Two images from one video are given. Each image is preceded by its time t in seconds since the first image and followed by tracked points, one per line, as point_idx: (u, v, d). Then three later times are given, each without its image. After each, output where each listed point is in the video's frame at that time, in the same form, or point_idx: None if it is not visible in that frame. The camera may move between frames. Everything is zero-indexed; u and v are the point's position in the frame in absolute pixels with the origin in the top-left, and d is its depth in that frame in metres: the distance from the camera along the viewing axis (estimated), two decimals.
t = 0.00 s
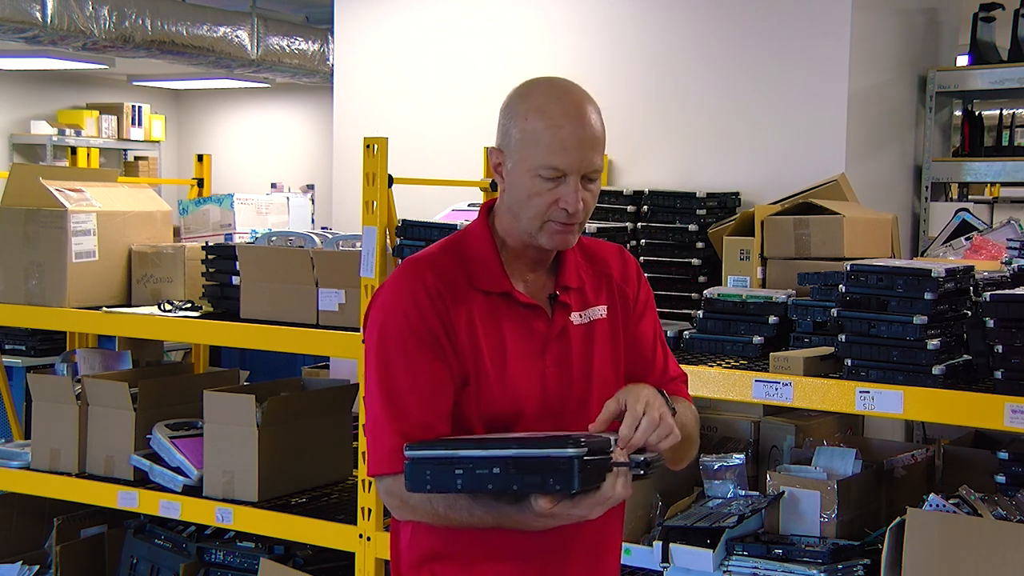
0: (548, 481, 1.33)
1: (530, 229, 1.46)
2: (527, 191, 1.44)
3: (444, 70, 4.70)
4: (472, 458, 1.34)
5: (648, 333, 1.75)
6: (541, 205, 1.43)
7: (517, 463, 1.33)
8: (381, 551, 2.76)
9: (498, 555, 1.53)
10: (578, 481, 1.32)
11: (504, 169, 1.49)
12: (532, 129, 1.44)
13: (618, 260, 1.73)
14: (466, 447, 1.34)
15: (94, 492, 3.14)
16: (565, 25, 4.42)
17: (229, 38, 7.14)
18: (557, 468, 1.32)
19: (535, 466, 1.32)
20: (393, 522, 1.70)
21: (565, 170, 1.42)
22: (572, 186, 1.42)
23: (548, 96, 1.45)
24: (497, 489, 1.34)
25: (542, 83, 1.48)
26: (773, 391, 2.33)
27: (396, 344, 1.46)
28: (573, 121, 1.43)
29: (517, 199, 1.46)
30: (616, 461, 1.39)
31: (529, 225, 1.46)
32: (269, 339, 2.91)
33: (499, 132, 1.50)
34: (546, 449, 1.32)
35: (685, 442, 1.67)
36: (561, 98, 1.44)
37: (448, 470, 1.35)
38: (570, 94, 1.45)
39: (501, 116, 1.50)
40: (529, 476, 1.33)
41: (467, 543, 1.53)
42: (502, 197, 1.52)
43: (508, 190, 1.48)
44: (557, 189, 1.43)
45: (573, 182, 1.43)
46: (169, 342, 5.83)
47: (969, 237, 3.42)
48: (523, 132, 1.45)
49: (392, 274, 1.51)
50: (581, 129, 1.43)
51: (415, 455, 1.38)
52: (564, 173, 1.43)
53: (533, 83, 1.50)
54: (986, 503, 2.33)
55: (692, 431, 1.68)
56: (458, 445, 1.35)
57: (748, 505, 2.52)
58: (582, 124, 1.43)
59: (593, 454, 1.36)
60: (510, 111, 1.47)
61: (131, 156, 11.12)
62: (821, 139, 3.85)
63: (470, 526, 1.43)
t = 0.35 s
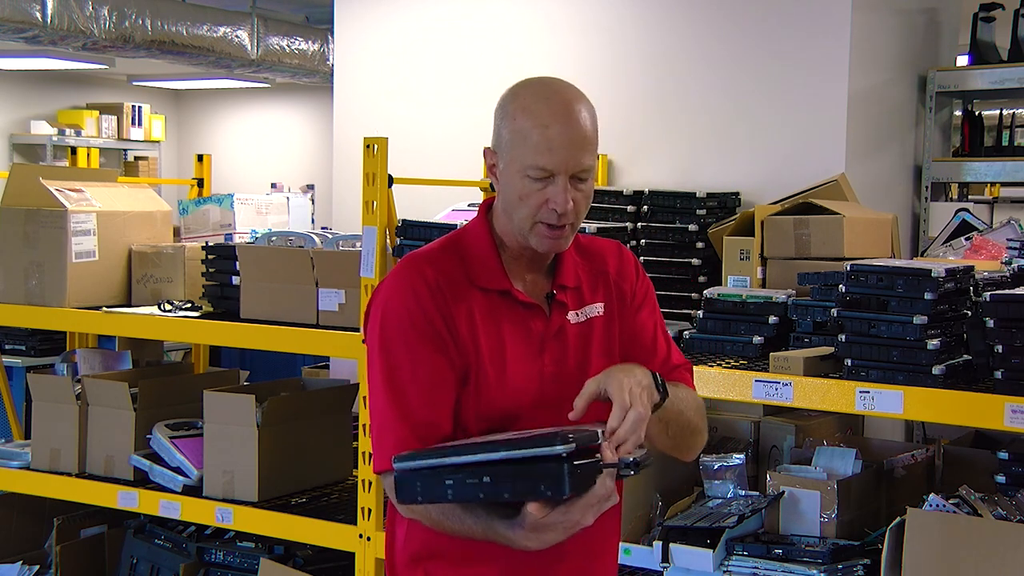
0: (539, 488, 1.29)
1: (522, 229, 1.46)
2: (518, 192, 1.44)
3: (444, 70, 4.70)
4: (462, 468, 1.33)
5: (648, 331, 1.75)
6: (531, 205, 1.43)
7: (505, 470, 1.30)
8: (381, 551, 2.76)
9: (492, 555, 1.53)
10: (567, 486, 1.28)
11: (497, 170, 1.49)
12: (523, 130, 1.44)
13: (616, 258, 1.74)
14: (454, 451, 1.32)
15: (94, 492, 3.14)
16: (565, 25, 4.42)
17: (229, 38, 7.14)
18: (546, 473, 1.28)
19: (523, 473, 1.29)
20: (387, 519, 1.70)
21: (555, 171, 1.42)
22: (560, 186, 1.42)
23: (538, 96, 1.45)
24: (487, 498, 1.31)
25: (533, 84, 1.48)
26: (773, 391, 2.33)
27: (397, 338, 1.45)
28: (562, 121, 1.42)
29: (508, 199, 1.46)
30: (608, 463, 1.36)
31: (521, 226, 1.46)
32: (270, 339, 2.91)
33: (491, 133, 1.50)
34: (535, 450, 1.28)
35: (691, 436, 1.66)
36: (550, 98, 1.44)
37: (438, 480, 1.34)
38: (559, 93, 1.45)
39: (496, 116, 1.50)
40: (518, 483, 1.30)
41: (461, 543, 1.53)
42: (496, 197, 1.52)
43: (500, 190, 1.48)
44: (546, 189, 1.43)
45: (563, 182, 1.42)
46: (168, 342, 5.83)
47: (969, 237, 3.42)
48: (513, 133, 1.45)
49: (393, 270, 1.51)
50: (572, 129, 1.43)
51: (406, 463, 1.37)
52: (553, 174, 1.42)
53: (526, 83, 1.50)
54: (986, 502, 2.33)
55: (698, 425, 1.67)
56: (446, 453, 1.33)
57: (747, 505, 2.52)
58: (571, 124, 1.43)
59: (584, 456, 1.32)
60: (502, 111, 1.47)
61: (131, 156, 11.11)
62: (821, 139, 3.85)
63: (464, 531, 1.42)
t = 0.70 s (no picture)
0: (551, 562, 1.15)
1: (528, 228, 1.46)
2: (524, 190, 1.44)
3: (445, 70, 4.70)
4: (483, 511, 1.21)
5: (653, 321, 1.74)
6: (538, 204, 1.43)
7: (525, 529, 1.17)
8: (381, 551, 2.76)
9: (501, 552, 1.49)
10: (582, 568, 1.13)
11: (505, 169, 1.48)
12: (531, 129, 1.43)
13: (616, 251, 1.73)
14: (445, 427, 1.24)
15: (94, 492, 3.14)
16: (565, 25, 4.42)
17: (229, 38, 7.14)
18: (563, 549, 1.15)
19: (540, 539, 1.16)
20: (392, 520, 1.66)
21: (562, 171, 1.41)
22: (568, 186, 1.41)
23: (546, 94, 1.44)
24: (499, 550, 1.19)
25: (543, 82, 1.47)
26: (773, 391, 2.33)
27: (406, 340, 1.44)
28: (571, 121, 1.42)
29: (515, 197, 1.45)
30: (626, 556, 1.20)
31: (527, 225, 1.46)
32: (270, 339, 2.91)
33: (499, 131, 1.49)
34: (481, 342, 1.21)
35: (699, 401, 1.56)
36: (559, 97, 1.43)
37: (456, 513, 1.23)
38: (568, 92, 1.44)
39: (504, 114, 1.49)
40: (533, 551, 1.16)
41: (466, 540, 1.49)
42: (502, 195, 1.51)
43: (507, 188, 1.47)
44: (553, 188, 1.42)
45: (570, 182, 1.42)
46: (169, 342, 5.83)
47: (969, 237, 3.42)
48: (522, 132, 1.44)
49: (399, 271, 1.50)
50: (581, 129, 1.42)
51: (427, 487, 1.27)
52: (560, 173, 1.42)
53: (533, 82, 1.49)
54: (986, 502, 2.33)
55: (708, 392, 1.58)
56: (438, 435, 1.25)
57: (747, 505, 2.52)
58: (581, 122, 1.42)
59: (605, 542, 1.17)
60: (511, 110, 1.46)
61: (131, 156, 11.11)
62: (821, 139, 3.85)
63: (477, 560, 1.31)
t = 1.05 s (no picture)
0: (594, 535, 1.18)
1: (516, 234, 1.46)
2: (517, 197, 1.43)
3: (444, 70, 4.70)
4: (518, 499, 1.22)
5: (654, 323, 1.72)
6: (526, 214, 1.42)
7: (564, 510, 1.19)
8: (381, 551, 2.76)
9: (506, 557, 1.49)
10: (625, 539, 1.17)
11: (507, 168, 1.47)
12: (534, 137, 1.40)
13: (619, 253, 1.71)
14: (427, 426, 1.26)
15: (93, 492, 3.14)
16: (564, 25, 4.42)
17: (229, 38, 7.14)
18: (600, 520, 1.18)
19: (578, 517, 1.18)
20: (398, 520, 1.66)
21: (551, 189, 1.39)
22: (554, 207, 1.40)
23: (555, 108, 1.41)
24: (540, 536, 1.20)
25: (559, 92, 1.43)
26: (773, 391, 2.33)
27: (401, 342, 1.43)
28: (573, 143, 1.39)
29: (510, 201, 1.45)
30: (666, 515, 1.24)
31: (515, 231, 1.45)
32: (269, 339, 2.91)
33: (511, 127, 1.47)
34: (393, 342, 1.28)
35: (666, 423, 1.54)
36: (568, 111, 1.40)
37: (491, 507, 1.23)
38: (577, 111, 1.41)
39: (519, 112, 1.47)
40: (574, 528, 1.19)
41: (470, 544, 1.48)
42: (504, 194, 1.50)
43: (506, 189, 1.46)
44: (542, 203, 1.41)
45: (558, 201, 1.40)
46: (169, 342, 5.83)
47: (969, 237, 3.42)
48: (525, 137, 1.42)
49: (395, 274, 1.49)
50: (581, 148, 1.39)
51: (458, 486, 1.26)
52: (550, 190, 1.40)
53: (554, 87, 1.46)
54: (986, 502, 2.33)
55: (676, 413, 1.55)
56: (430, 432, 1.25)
57: (748, 505, 2.51)
58: (582, 146, 1.39)
59: (643, 509, 1.20)
60: (525, 109, 1.44)
61: (131, 156, 11.11)
62: (821, 139, 3.85)
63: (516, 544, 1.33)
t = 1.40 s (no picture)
0: (577, 534, 1.17)
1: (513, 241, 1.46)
2: (511, 206, 1.43)
3: (444, 70, 4.70)
4: (505, 497, 1.21)
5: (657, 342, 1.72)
6: (519, 224, 1.43)
7: (549, 508, 1.18)
8: (382, 551, 2.76)
9: (505, 558, 1.49)
10: (608, 538, 1.16)
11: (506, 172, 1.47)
12: (529, 147, 1.39)
13: (630, 268, 1.71)
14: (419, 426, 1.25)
15: (94, 492, 3.14)
16: (564, 25, 4.42)
17: (229, 38, 7.14)
18: (584, 520, 1.16)
19: (563, 516, 1.17)
20: (399, 519, 1.66)
21: (543, 203, 1.39)
22: (547, 221, 1.40)
23: (552, 121, 1.40)
24: (526, 534, 1.19)
25: (558, 103, 1.42)
26: (773, 391, 2.33)
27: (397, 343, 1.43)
28: (567, 159, 1.38)
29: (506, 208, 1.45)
30: (653, 515, 1.21)
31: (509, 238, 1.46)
32: (269, 339, 2.91)
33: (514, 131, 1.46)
34: (384, 339, 1.28)
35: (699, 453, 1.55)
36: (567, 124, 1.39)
37: (478, 505, 1.22)
38: (574, 125, 1.40)
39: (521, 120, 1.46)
40: (558, 527, 1.18)
41: (469, 544, 1.48)
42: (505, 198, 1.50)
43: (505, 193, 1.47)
44: (534, 216, 1.41)
45: (549, 216, 1.39)
46: (169, 342, 5.83)
47: (969, 237, 3.42)
48: (522, 145, 1.41)
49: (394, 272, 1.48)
50: (575, 165, 1.38)
51: (447, 483, 1.25)
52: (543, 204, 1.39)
53: (559, 94, 1.44)
54: (986, 502, 2.33)
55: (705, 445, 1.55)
56: (419, 428, 1.25)
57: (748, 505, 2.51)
58: (577, 162, 1.38)
59: (629, 507, 1.19)
60: (527, 116, 1.43)
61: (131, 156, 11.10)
62: (821, 139, 3.85)
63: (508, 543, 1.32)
